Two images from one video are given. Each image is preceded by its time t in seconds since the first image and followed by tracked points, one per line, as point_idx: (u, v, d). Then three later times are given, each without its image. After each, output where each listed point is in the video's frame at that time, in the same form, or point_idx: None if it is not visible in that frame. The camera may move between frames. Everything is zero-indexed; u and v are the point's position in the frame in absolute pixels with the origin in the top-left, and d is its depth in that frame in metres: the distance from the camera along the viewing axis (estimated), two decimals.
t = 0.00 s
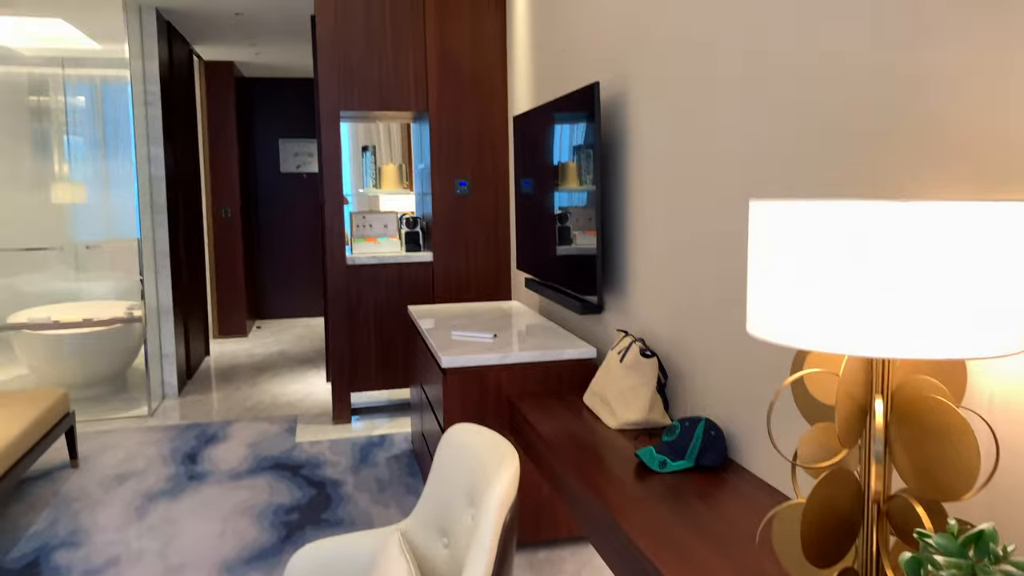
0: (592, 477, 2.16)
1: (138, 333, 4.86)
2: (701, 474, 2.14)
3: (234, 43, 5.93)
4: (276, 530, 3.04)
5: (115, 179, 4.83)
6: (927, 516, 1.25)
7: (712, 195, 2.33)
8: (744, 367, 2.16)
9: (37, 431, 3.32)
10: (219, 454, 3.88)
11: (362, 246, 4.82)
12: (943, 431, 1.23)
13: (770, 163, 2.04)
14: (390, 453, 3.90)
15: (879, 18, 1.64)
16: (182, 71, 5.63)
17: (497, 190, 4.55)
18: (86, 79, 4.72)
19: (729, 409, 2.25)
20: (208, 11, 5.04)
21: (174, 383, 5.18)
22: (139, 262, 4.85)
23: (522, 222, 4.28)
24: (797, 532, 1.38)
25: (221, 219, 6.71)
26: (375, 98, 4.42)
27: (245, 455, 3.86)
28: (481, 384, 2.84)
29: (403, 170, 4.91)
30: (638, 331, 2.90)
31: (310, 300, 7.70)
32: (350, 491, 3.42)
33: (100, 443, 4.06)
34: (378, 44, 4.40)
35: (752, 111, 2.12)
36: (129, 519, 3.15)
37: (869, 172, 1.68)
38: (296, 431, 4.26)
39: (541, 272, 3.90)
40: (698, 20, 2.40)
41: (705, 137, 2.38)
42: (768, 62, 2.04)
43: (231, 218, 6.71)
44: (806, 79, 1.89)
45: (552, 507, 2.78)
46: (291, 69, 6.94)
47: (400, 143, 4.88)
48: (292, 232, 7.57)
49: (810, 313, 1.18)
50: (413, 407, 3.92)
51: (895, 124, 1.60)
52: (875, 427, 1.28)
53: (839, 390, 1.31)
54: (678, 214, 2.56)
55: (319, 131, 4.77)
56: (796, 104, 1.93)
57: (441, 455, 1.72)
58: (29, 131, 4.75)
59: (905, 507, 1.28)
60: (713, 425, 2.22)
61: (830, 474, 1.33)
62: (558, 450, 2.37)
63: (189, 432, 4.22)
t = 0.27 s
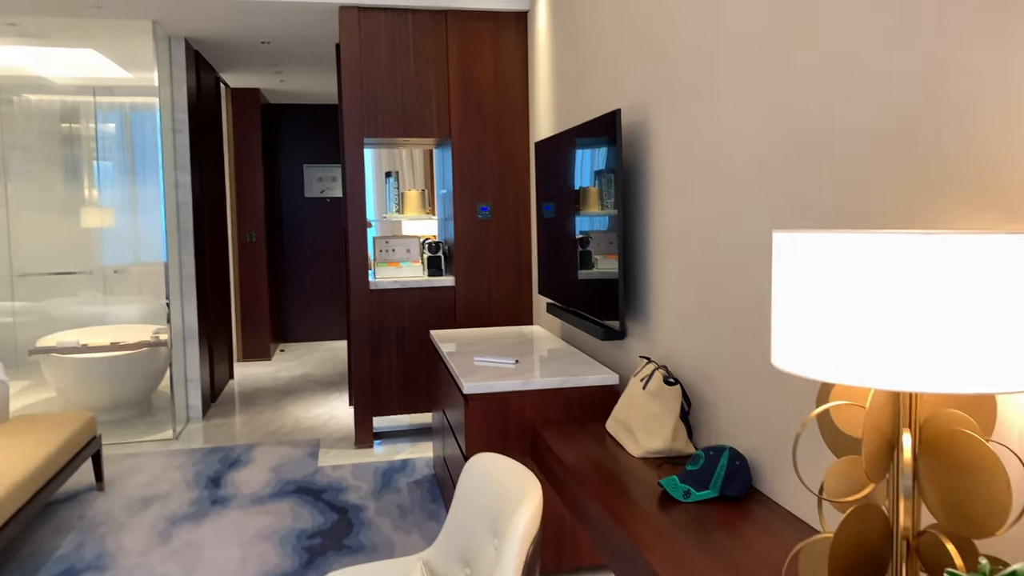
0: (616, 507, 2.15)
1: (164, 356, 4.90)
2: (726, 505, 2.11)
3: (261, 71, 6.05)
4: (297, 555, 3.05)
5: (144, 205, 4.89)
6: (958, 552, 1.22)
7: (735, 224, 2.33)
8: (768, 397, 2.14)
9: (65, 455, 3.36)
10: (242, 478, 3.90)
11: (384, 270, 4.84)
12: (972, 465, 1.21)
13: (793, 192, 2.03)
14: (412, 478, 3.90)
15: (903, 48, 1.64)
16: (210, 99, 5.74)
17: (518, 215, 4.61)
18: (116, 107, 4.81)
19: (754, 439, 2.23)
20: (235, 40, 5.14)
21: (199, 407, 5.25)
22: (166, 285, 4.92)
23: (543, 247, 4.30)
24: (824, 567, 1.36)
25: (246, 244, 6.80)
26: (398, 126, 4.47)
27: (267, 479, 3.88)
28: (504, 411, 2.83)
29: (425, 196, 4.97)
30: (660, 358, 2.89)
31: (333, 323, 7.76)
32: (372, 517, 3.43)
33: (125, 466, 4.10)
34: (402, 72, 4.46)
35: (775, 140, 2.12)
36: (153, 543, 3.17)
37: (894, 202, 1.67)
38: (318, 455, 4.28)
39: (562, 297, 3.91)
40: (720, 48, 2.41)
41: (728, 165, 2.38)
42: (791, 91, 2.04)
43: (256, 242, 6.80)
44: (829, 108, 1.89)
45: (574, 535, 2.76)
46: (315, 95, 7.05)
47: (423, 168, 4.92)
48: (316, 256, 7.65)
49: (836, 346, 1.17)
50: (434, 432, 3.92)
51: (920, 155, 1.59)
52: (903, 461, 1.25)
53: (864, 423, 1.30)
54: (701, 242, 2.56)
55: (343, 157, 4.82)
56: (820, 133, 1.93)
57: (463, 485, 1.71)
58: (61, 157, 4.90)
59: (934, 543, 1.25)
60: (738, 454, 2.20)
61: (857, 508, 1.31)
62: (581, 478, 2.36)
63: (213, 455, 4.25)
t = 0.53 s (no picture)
0: (640, 521, 2.13)
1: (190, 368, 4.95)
2: (752, 521, 2.09)
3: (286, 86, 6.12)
4: (322, 568, 3.07)
5: (170, 218, 4.97)
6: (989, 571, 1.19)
7: (760, 236, 2.32)
8: (795, 412, 2.12)
9: (94, 466, 3.41)
10: (267, 490, 3.93)
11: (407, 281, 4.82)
12: (1003, 481, 1.19)
13: (818, 205, 2.02)
14: (435, 490, 3.91)
15: (930, 60, 1.62)
16: (236, 113, 5.82)
17: (540, 227, 4.62)
18: (144, 122, 4.93)
19: (780, 454, 2.21)
20: (261, 56, 5.21)
21: (224, 418, 5.28)
22: (193, 297, 4.97)
23: (565, 258, 4.30)
24: None
25: (271, 256, 6.87)
26: (421, 139, 4.49)
27: (292, 491, 3.90)
28: (527, 424, 2.82)
29: (448, 208, 4.99)
30: (684, 371, 2.88)
31: (356, 334, 7.81)
32: (396, 529, 3.43)
33: (152, 476, 4.15)
34: (425, 85, 4.49)
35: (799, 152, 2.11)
36: (179, 555, 3.20)
37: (922, 216, 1.65)
38: (342, 467, 4.29)
39: (585, 309, 3.91)
40: (743, 61, 2.40)
41: (751, 178, 2.37)
42: (815, 104, 2.03)
43: (281, 254, 6.87)
44: (854, 120, 1.87)
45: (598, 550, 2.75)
46: (339, 109, 7.12)
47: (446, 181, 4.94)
48: (340, 268, 7.71)
49: (862, 362, 1.16)
50: (457, 443, 3.92)
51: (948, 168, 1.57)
52: (932, 478, 1.23)
53: (893, 439, 1.28)
54: (725, 255, 2.55)
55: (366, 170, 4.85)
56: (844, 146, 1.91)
57: (487, 501, 1.70)
58: (91, 171, 4.99)
59: (965, 561, 1.22)
60: (764, 469, 2.17)
61: (886, 526, 1.29)
62: (605, 492, 2.35)
63: (238, 467, 4.29)
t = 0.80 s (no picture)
0: (662, 530, 2.13)
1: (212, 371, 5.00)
2: (774, 531, 2.08)
3: (308, 92, 6.18)
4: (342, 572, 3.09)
5: (192, 222, 5.04)
6: None
7: (782, 245, 2.31)
8: (817, 422, 2.11)
9: (118, 468, 3.44)
10: (287, 493, 3.96)
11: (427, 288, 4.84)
12: None
13: (841, 214, 2.01)
14: (454, 496, 3.92)
15: (954, 69, 1.61)
16: (258, 119, 5.88)
17: (560, 233, 4.63)
18: (167, 127, 4.97)
19: (802, 464, 2.20)
20: (284, 63, 5.26)
21: (245, 422, 5.33)
22: (215, 302, 5.04)
23: (585, 265, 4.30)
24: None
25: (292, 261, 6.92)
26: (442, 145, 4.52)
27: (312, 495, 3.92)
28: (547, 431, 2.82)
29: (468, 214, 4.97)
30: (705, 379, 2.87)
31: (376, 338, 7.85)
32: (415, 534, 3.45)
33: (174, 478, 4.19)
34: (446, 92, 4.51)
35: (822, 161, 2.10)
36: (201, 557, 3.23)
37: (947, 226, 1.64)
38: (362, 471, 4.31)
39: (605, 316, 3.91)
40: (765, 69, 2.40)
41: (774, 186, 2.36)
42: (839, 112, 2.02)
43: (303, 259, 6.92)
44: (878, 129, 1.86)
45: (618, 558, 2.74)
46: (360, 115, 7.17)
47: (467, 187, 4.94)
48: (360, 273, 7.76)
49: (888, 372, 1.15)
50: (477, 449, 3.92)
51: (974, 178, 1.56)
52: (962, 493, 1.22)
53: (921, 453, 1.27)
54: (747, 263, 2.54)
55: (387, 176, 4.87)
56: (868, 155, 1.90)
57: (509, 510, 1.70)
58: (116, 176, 4.99)
59: None
60: (786, 479, 2.16)
61: (913, 540, 1.28)
62: (626, 501, 2.35)
63: (259, 470, 4.32)
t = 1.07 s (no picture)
0: (699, 541, 2.10)
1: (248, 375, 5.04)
2: (814, 543, 2.04)
3: (343, 100, 6.25)
4: None
5: (228, 228, 5.13)
6: None
7: (822, 253, 2.28)
8: (858, 433, 2.08)
9: (157, 470, 3.50)
10: (321, 497, 3.99)
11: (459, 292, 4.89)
12: None
13: (884, 222, 1.98)
14: (486, 502, 3.92)
15: (1001, 75, 1.58)
16: (294, 126, 5.96)
17: (593, 240, 4.62)
18: (205, 133, 5.10)
19: (843, 476, 2.16)
20: (320, 71, 5.33)
21: (280, 425, 5.39)
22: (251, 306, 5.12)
23: (618, 272, 4.28)
24: None
25: (327, 266, 6.99)
26: (475, 152, 4.54)
27: (345, 499, 3.95)
28: (581, 439, 2.82)
29: (500, 220, 4.99)
30: (741, 388, 2.84)
31: (408, 344, 7.90)
32: (447, 540, 3.45)
33: (210, 481, 4.25)
34: (479, 99, 4.53)
35: (863, 168, 2.07)
36: (236, 560, 3.27)
37: (996, 235, 1.60)
38: (394, 476, 4.33)
39: (639, 323, 3.88)
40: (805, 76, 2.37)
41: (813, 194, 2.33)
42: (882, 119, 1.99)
43: (337, 264, 6.99)
44: (923, 137, 1.83)
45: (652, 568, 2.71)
46: (393, 122, 7.23)
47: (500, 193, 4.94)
48: (393, 278, 7.82)
49: (937, 385, 1.13)
50: (509, 456, 3.91)
51: None
52: (1016, 509, 1.19)
53: (972, 466, 1.24)
54: (785, 271, 2.51)
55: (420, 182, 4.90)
56: (912, 162, 1.87)
57: (547, 520, 1.68)
58: (154, 182, 5.12)
59: None
60: (826, 490, 2.13)
61: (964, 557, 1.25)
62: (661, 510, 2.33)
63: (293, 473, 4.36)
